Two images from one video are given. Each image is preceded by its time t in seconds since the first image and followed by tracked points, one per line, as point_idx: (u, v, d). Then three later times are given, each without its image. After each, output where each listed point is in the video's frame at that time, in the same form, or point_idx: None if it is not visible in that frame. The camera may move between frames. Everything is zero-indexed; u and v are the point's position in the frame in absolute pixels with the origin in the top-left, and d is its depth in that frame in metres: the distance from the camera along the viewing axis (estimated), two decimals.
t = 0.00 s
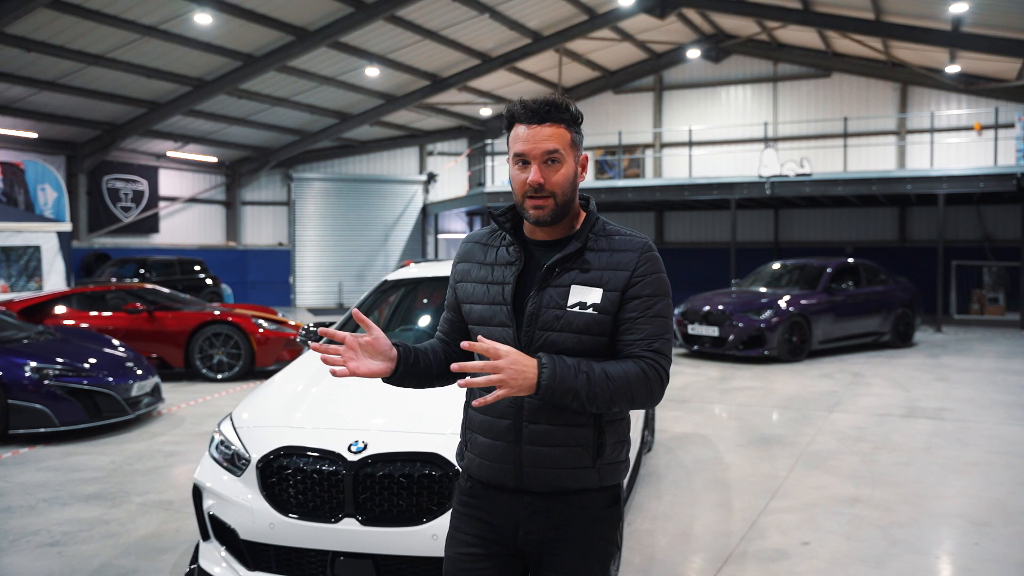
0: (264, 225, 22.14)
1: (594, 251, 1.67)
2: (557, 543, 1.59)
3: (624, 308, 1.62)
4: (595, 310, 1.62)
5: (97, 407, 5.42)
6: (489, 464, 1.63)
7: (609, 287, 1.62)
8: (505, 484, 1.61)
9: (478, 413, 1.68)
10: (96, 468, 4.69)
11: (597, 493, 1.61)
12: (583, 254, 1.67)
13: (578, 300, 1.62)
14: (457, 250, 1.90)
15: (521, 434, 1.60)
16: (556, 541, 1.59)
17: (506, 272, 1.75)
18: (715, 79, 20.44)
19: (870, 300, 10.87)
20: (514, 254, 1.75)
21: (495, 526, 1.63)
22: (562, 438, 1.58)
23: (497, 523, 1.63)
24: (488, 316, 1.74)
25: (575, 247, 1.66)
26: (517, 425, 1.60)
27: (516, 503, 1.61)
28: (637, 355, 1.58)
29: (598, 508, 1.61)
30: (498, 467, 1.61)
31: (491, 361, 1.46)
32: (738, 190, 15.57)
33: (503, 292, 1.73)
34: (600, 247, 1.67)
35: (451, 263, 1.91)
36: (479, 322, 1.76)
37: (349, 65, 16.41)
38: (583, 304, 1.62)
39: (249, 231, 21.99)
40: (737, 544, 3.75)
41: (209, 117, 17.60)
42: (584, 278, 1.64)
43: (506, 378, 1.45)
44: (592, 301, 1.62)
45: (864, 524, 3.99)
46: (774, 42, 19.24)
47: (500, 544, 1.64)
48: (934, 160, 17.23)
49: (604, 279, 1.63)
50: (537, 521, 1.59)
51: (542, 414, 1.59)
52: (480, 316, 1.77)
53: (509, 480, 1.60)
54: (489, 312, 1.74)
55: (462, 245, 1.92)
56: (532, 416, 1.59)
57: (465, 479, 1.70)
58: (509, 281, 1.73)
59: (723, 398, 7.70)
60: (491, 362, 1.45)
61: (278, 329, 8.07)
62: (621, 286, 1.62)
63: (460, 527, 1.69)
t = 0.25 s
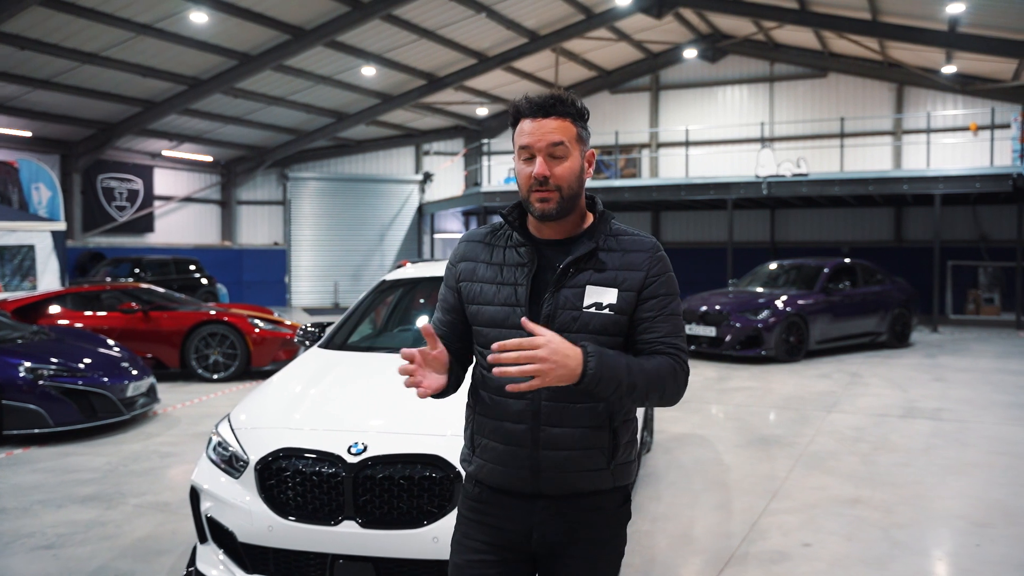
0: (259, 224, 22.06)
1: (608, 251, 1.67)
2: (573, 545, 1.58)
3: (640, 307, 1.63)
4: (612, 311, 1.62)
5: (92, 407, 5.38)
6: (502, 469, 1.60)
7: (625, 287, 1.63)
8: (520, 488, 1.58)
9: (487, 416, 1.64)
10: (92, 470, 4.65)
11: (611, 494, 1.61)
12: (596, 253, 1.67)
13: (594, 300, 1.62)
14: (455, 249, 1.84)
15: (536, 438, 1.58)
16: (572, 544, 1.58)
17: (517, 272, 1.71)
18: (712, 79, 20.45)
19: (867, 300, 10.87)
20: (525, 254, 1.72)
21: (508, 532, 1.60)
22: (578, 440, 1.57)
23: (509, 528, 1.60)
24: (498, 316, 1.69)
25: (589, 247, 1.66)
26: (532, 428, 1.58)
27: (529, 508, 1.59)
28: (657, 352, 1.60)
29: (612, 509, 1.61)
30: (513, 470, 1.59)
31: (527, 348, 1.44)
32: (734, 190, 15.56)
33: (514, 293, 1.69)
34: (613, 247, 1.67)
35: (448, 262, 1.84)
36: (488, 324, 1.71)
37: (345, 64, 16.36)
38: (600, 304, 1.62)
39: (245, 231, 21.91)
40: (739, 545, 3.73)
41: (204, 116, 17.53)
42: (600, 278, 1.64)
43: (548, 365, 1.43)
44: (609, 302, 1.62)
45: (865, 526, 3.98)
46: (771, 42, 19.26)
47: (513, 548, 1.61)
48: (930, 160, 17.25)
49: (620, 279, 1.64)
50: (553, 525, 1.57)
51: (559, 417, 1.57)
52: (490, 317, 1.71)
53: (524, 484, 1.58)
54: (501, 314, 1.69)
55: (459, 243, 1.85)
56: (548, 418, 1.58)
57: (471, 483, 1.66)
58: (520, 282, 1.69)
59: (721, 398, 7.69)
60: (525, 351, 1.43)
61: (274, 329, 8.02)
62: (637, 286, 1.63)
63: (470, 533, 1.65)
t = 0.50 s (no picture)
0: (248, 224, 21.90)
1: (615, 248, 1.68)
2: (580, 545, 1.61)
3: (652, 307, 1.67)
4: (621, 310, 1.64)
5: (81, 409, 5.32)
6: (510, 472, 1.61)
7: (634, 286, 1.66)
8: (528, 491, 1.60)
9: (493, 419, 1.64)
10: (81, 472, 4.60)
11: (616, 494, 1.64)
12: (603, 253, 1.68)
13: (605, 299, 1.63)
14: (450, 250, 1.81)
15: (545, 439, 1.59)
16: (578, 544, 1.61)
17: (521, 272, 1.69)
18: (702, 80, 20.49)
19: (857, 300, 10.91)
20: (530, 255, 1.69)
21: (515, 535, 1.62)
22: (587, 440, 1.59)
23: (516, 531, 1.61)
24: (505, 318, 1.66)
25: (596, 247, 1.66)
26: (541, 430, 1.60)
27: (536, 509, 1.61)
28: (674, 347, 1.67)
29: (617, 508, 1.64)
30: (520, 474, 1.60)
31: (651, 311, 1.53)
32: (725, 190, 15.58)
33: (520, 293, 1.67)
34: (619, 245, 1.69)
35: (445, 262, 1.80)
36: (493, 326, 1.67)
37: (335, 63, 16.29)
38: (610, 304, 1.63)
39: (234, 231, 21.78)
40: (734, 546, 3.72)
41: (193, 116, 17.41)
42: (609, 277, 1.66)
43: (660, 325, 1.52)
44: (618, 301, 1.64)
45: (860, 526, 3.98)
46: (760, 42, 19.32)
47: (520, 551, 1.62)
48: (920, 161, 17.35)
49: (628, 278, 1.66)
50: (561, 527, 1.60)
51: (569, 418, 1.59)
52: (496, 318, 1.68)
53: (533, 487, 1.59)
54: (508, 314, 1.66)
55: (455, 244, 1.82)
56: (558, 419, 1.59)
57: (474, 486, 1.66)
58: (526, 283, 1.67)
59: (713, 398, 7.70)
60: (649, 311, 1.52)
61: (264, 329, 7.96)
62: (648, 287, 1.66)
63: (473, 536, 1.65)
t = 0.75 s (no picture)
0: (232, 224, 21.71)
1: (615, 248, 1.71)
2: (582, 547, 1.63)
3: (651, 307, 1.72)
4: (624, 310, 1.67)
5: (64, 411, 5.26)
6: (513, 475, 1.61)
7: (634, 286, 1.69)
8: (532, 494, 1.60)
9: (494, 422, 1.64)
10: (64, 474, 4.53)
11: (617, 494, 1.66)
12: (604, 253, 1.70)
13: (607, 300, 1.66)
14: (442, 252, 1.78)
15: (549, 440, 1.60)
16: (581, 545, 1.63)
17: (519, 273, 1.68)
18: (687, 80, 20.57)
19: (841, 300, 10.99)
20: (529, 255, 1.69)
21: (519, 538, 1.62)
22: (590, 440, 1.62)
23: (520, 535, 1.62)
24: (505, 320, 1.66)
25: (597, 248, 1.69)
26: (545, 431, 1.60)
27: (540, 511, 1.61)
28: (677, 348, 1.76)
29: (618, 508, 1.66)
30: (524, 476, 1.60)
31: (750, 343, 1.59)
32: (710, 190, 15.63)
33: (519, 294, 1.66)
34: (618, 244, 1.72)
35: (437, 264, 1.78)
36: (493, 328, 1.66)
37: (319, 63, 16.20)
38: (613, 304, 1.66)
39: (217, 231, 21.61)
40: (724, 546, 3.73)
41: (175, 115, 17.26)
42: (610, 276, 1.68)
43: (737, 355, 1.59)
44: (620, 301, 1.67)
45: (848, 525, 4.00)
46: (744, 43, 19.42)
47: (523, 554, 1.63)
48: (903, 161, 17.51)
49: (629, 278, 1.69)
50: (565, 529, 1.62)
51: (573, 419, 1.61)
52: (494, 320, 1.67)
53: (537, 489, 1.60)
54: (508, 316, 1.65)
55: (445, 245, 1.79)
56: (562, 419, 1.61)
57: (475, 489, 1.66)
58: (526, 284, 1.67)
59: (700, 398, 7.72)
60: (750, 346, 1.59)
61: (249, 330, 7.89)
62: (649, 287, 1.70)
63: (474, 542, 1.65)
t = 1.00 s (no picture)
0: (224, 225, 21.62)
1: (620, 248, 1.72)
2: (590, 547, 1.65)
3: (655, 307, 1.72)
4: (630, 310, 1.68)
5: (56, 412, 5.22)
6: (522, 478, 1.62)
7: (640, 286, 1.70)
8: (542, 496, 1.62)
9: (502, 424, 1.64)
10: (57, 476, 4.49)
11: (624, 493, 1.68)
12: (610, 252, 1.70)
13: (614, 300, 1.66)
14: (445, 253, 1.77)
15: (557, 442, 1.61)
16: (588, 546, 1.65)
17: (526, 273, 1.68)
18: (680, 80, 20.62)
19: (834, 301, 11.02)
20: (535, 256, 1.69)
21: (527, 540, 1.63)
22: (599, 441, 1.63)
23: (528, 537, 1.63)
24: (513, 322, 1.65)
25: (603, 248, 1.69)
26: (553, 433, 1.61)
27: (548, 512, 1.63)
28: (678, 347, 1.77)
29: (625, 508, 1.68)
30: (534, 478, 1.61)
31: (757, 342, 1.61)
32: (703, 190, 15.66)
33: (527, 295, 1.66)
34: (623, 244, 1.73)
35: (440, 265, 1.76)
36: (501, 330, 1.66)
37: (312, 63, 16.15)
38: (619, 304, 1.67)
39: (209, 232, 21.52)
40: (721, 547, 3.73)
41: (168, 115, 17.18)
42: (617, 277, 1.69)
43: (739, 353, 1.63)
44: (626, 301, 1.67)
45: (844, 525, 4.00)
46: (737, 44, 19.48)
47: (531, 556, 1.64)
48: (895, 162, 17.61)
49: (634, 278, 1.70)
50: (574, 530, 1.63)
51: (583, 421, 1.62)
52: (502, 322, 1.67)
53: (546, 491, 1.61)
54: (515, 317, 1.65)
55: (449, 245, 1.78)
56: (570, 421, 1.62)
57: (481, 493, 1.67)
58: (533, 284, 1.67)
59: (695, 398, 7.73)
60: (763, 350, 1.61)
61: (242, 331, 7.86)
62: (653, 286, 1.71)
63: (482, 545, 1.66)
